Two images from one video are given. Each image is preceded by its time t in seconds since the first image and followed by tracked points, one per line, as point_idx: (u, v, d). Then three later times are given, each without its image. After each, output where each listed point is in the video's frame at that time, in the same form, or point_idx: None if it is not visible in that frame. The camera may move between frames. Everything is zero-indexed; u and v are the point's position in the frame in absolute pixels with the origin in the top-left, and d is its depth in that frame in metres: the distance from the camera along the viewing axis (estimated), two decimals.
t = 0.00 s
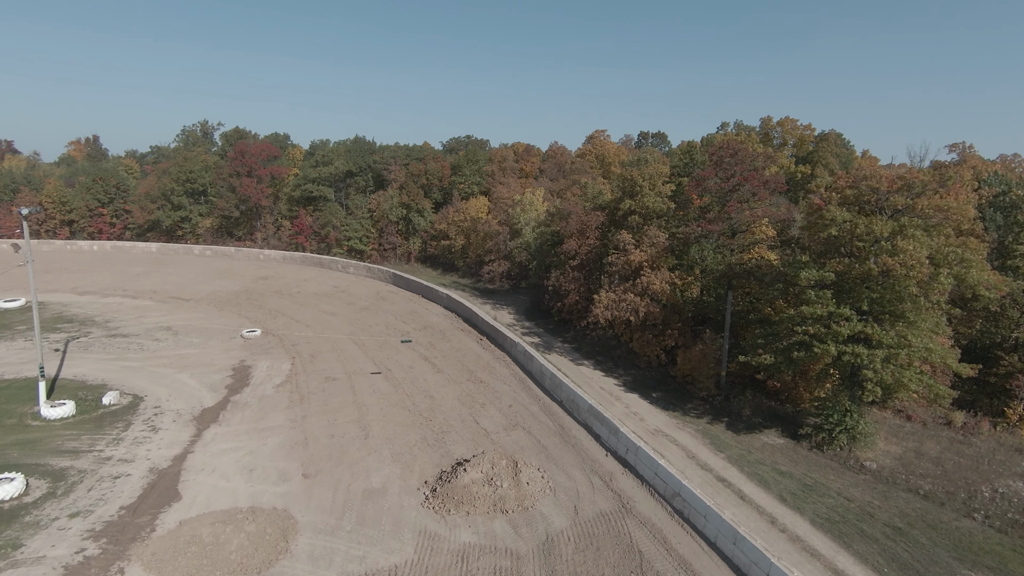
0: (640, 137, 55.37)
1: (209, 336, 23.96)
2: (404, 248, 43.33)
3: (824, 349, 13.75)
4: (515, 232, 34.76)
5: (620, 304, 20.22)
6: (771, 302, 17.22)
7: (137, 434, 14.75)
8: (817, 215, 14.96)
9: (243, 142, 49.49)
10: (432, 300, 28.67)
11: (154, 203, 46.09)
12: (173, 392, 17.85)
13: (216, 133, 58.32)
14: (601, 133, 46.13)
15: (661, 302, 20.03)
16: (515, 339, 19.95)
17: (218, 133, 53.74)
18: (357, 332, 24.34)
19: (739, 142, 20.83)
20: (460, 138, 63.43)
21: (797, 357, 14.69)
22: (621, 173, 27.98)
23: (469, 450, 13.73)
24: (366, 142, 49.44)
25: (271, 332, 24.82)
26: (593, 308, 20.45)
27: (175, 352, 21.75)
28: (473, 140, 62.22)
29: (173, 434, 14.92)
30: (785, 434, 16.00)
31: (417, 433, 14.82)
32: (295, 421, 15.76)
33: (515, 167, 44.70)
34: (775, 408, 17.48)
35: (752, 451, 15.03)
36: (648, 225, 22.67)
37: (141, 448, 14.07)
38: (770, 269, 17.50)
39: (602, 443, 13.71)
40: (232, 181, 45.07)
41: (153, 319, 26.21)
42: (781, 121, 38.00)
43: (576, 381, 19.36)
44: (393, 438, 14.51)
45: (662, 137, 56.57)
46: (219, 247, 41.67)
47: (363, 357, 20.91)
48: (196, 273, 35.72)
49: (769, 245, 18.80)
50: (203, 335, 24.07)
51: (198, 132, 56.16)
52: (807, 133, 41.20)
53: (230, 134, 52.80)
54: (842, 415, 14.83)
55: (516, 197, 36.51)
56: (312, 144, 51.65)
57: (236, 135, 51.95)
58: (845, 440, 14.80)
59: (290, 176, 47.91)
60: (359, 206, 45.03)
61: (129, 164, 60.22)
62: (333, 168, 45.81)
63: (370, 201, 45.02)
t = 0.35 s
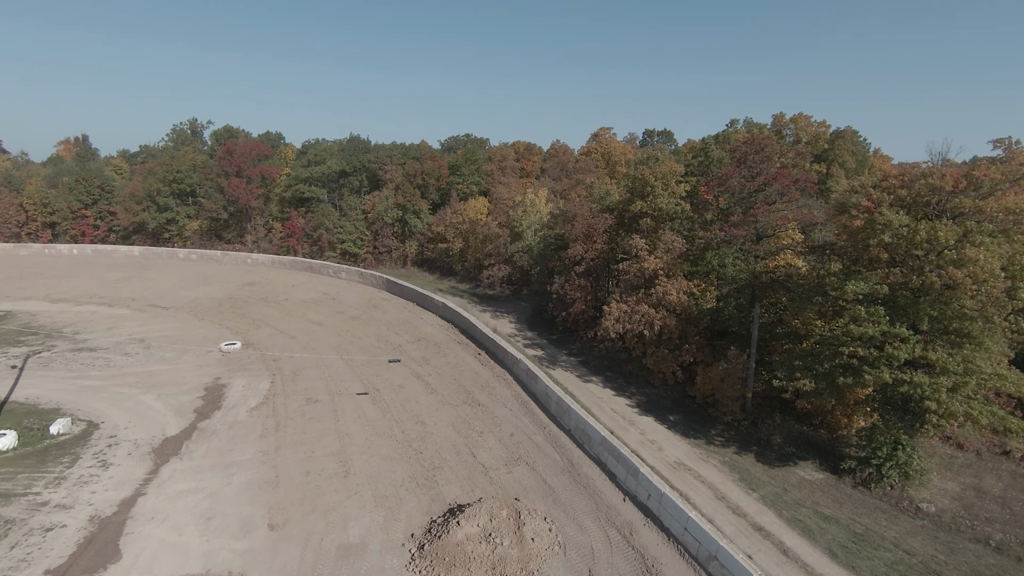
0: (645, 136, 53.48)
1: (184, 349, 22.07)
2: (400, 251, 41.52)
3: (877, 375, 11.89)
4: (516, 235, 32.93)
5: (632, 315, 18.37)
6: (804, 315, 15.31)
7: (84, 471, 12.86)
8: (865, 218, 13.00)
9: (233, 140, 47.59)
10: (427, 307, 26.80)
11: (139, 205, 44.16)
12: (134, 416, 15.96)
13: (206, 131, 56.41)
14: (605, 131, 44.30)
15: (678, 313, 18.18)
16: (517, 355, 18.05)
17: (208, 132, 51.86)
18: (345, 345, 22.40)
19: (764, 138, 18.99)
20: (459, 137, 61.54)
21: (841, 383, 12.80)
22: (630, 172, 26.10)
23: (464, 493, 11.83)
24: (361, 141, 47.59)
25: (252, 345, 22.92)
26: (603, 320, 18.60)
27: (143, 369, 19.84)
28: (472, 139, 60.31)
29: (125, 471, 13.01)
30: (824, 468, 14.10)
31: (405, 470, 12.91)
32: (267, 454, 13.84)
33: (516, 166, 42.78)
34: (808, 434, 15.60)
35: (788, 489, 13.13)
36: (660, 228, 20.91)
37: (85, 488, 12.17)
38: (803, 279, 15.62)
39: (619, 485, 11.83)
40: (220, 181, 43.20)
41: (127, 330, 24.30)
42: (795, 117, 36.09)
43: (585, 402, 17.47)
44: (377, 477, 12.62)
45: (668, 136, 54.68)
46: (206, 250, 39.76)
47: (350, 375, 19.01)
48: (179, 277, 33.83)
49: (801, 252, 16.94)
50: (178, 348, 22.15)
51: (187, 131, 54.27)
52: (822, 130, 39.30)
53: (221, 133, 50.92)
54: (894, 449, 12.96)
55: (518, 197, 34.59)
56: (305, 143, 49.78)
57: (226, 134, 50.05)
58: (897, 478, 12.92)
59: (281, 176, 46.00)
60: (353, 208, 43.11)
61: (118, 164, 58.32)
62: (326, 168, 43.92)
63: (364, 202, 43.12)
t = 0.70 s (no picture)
0: (660, 135, 51.36)
1: (164, 362, 20.31)
2: (404, 254, 39.81)
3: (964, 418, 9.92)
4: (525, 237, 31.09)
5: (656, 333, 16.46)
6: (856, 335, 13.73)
7: (22, 515, 11.06)
8: (944, 228, 11.21)
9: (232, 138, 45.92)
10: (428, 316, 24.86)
11: (135, 204, 42.59)
12: (95, 443, 14.18)
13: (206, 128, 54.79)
14: (619, 129, 42.34)
15: (706, 330, 16.26)
16: (526, 376, 16.15)
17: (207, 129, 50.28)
18: (339, 359, 20.55)
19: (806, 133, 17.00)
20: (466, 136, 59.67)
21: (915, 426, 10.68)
22: (650, 171, 24.14)
23: (465, 552, 9.96)
24: (364, 138, 45.90)
25: (239, 358, 21.11)
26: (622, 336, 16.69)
27: (116, 385, 18.06)
28: (480, 138, 58.45)
29: (69, 516, 11.16)
30: (885, 517, 12.11)
31: (395, 519, 11.03)
32: (236, 496, 11.96)
33: (525, 165, 40.81)
34: (859, 473, 13.63)
35: (846, 544, 11.16)
36: (684, 233, 19.55)
37: (19, 539, 10.38)
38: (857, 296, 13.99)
39: (648, 545, 9.96)
40: (218, 180, 41.60)
41: (106, 339, 22.58)
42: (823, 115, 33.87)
43: (602, 431, 15.55)
44: (361, 528, 10.75)
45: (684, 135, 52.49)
46: (201, 252, 38.12)
47: (340, 395, 17.16)
48: (170, 281, 32.16)
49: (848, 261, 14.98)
50: (158, 361, 20.37)
51: (186, 128, 52.66)
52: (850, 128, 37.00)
53: (220, 130, 49.32)
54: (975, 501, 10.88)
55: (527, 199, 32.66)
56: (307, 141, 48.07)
57: (226, 132, 48.45)
58: (978, 535, 10.94)
59: (282, 175, 44.34)
60: (355, 208, 41.35)
61: (116, 162, 56.86)
62: (327, 167, 42.18)
63: (366, 203, 41.35)
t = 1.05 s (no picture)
0: (700, 140, 48.81)
1: (160, 368, 18.91)
2: (426, 256, 38.33)
3: None
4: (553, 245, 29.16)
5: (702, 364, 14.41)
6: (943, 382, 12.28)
7: None
8: None
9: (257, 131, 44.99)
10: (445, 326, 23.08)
11: (157, 196, 41.94)
12: (65, 464, 12.68)
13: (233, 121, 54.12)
14: (657, 132, 40.05)
15: (759, 362, 14.10)
16: (550, 406, 14.22)
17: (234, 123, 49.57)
18: (346, 372, 18.87)
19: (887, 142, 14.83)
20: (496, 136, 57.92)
21: None
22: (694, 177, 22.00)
23: None
24: (390, 135, 44.45)
25: (240, 366, 19.61)
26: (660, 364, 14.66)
27: (104, 393, 16.67)
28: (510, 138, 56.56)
29: (13, 560, 9.61)
30: None
31: None
32: (208, 541, 10.27)
33: (556, 167, 38.71)
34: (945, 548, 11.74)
35: None
36: (734, 248, 17.45)
37: None
38: (949, 333, 11.78)
39: None
40: (240, 174, 40.64)
41: (105, 340, 21.35)
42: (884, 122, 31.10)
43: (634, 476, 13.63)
44: None
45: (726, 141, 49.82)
46: (219, 247, 37.09)
47: (343, 417, 15.42)
48: (184, 277, 31.06)
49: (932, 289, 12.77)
50: (154, 367, 18.99)
51: (213, 120, 52.03)
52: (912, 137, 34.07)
53: (246, 124, 48.54)
54: None
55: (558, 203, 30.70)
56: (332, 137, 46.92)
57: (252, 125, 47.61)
58: None
59: (305, 170, 43.20)
60: (378, 207, 39.94)
61: (144, 153, 56.61)
62: (352, 164, 40.86)
63: (390, 201, 39.86)
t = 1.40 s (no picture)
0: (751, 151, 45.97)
1: (158, 371, 17.60)
2: (454, 261, 36.85)
3: None
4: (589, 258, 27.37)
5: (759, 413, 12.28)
6: None
7: None
8: None
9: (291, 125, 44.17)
10: (466, 340, 21.28)
11: (188, 186, 41.50)
12: (27, 483, 11.31)
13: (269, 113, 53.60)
14: (706, 140, 37.61)
15: (827, 413, 11.86)
16: (578, 450, 12.25)
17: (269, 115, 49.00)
18: (355, 387, 17.23)
19: (995, 158, 12.50)
20: (534, 138, 56.07)
21: None
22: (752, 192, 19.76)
23: None
24: (425, 133, 42.92)
25: (244, 373, 18.18)
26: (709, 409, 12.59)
27: (92, 397, 15.40)
28: (549, 140, 54.52)
29: None
30: None
31: None
32: None
33: (595, 172, 36.54)
34: None
35: None
36: (799, 273, 15.32)
37: None
38: None
39: None
40: (271, 167, 39.82)
41: (110, 335, 20.27)
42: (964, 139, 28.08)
43: (673, 543, 11.63)
44: None
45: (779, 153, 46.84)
46: (244, 241, 36.20)
47: (342, 444, 13.73)
48: (204, 271, 30.14)
49: None
50: (153, 369, 17.72)
51: (250, 112, 51.59)
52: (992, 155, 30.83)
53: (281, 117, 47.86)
54: None
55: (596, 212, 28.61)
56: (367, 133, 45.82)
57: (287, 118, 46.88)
58: None
59: (336, 166, 42.11)
60: (408, 207, 38.47)
61: (182, 143, 56.62)
62: (384, 161, 39.60)
63: (421, 201, 38.37)
